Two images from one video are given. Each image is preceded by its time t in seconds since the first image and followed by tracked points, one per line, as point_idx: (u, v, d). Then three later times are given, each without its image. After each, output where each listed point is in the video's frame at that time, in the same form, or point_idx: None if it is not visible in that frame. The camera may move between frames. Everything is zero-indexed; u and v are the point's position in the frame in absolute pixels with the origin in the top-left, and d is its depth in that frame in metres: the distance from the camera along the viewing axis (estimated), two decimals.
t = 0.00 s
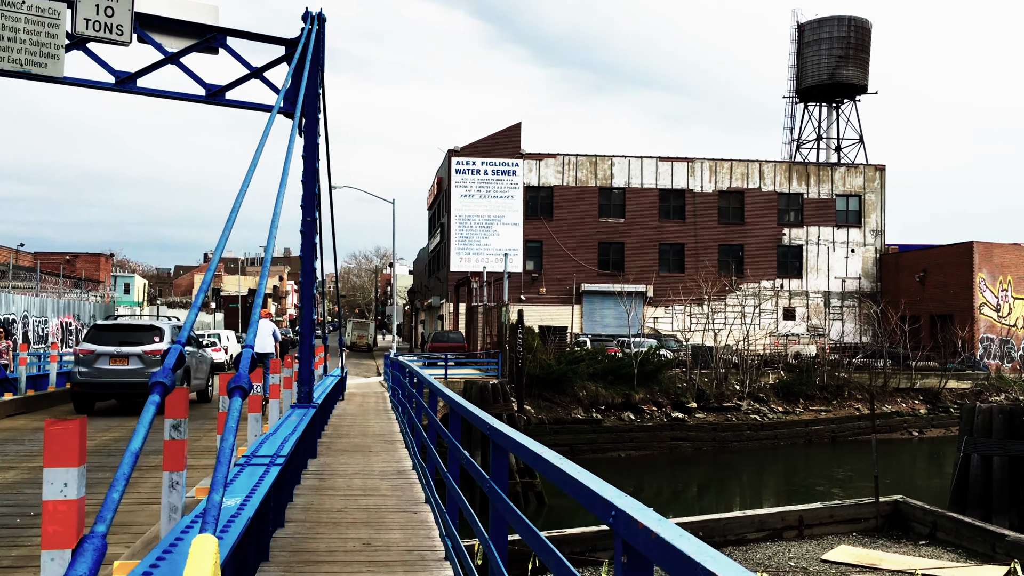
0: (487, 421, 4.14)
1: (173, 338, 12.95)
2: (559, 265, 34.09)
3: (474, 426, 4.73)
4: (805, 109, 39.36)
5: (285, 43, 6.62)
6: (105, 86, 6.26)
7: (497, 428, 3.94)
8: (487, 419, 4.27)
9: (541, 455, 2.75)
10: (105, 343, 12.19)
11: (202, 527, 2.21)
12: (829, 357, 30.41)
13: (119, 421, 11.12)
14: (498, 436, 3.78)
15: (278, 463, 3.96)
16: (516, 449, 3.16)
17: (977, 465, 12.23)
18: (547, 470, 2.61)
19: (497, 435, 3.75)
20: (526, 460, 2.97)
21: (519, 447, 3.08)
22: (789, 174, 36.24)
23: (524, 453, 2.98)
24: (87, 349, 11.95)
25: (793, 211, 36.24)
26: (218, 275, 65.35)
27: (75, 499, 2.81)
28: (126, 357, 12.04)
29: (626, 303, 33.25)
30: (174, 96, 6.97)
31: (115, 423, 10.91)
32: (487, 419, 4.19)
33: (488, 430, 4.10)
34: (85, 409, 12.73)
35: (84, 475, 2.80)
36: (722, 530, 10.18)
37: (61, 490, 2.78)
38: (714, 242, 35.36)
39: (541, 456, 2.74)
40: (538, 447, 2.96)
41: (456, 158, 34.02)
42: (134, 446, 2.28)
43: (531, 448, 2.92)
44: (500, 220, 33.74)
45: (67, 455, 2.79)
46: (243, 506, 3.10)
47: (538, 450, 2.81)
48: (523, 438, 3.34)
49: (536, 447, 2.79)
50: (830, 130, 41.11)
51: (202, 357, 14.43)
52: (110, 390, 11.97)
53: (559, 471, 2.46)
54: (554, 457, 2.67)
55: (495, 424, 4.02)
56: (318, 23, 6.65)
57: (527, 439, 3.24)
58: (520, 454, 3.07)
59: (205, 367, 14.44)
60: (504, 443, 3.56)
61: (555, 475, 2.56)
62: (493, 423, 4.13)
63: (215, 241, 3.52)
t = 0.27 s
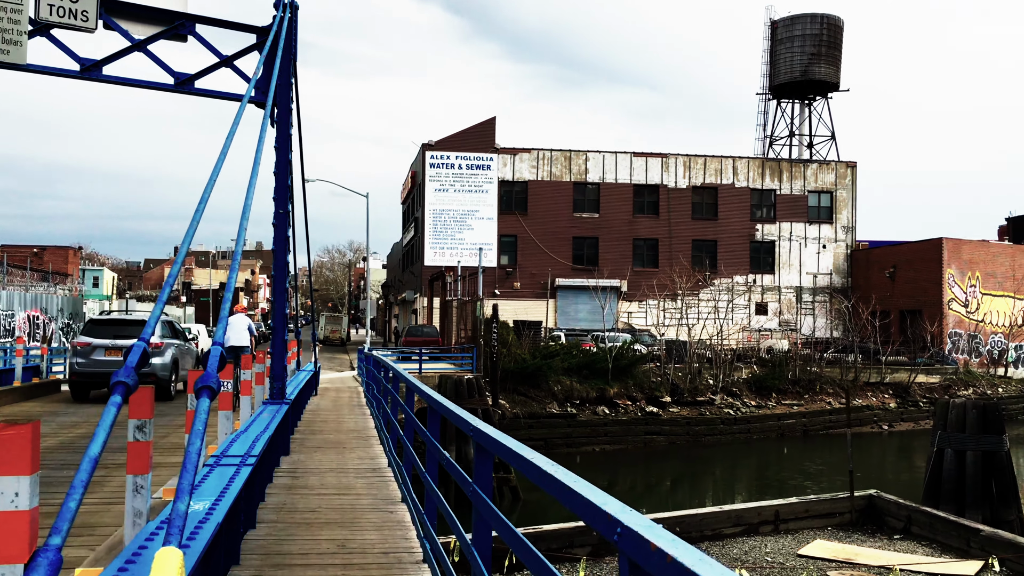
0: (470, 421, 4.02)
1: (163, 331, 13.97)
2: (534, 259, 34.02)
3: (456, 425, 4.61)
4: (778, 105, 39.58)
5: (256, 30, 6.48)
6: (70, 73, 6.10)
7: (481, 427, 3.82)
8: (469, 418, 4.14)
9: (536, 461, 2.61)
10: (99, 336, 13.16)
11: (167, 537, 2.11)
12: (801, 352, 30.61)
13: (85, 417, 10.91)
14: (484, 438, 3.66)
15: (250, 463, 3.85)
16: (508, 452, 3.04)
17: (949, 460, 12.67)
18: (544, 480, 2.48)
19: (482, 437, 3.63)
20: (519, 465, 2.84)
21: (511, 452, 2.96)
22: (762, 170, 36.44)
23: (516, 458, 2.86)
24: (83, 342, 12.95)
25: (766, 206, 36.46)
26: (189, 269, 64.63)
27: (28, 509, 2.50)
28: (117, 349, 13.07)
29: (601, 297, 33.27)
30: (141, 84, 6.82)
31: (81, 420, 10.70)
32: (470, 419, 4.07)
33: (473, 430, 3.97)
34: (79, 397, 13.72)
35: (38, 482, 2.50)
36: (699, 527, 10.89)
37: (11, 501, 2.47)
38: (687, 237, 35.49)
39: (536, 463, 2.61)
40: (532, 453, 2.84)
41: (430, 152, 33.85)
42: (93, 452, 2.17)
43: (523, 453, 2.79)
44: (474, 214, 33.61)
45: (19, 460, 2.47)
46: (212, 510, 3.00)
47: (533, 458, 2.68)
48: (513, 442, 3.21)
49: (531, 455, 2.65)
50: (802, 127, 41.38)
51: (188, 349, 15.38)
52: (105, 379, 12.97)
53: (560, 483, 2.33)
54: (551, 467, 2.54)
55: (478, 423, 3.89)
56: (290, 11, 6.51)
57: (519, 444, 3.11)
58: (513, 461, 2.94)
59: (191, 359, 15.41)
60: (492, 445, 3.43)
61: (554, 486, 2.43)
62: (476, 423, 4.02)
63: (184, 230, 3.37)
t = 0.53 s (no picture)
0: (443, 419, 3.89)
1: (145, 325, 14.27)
2: (504, 254, 33.92)
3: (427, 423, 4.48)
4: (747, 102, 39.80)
5: (222, 17, 6.31)
6: (29, 61, 5.93)
7: (455, 426, 3.69)
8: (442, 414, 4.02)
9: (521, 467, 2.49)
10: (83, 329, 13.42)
11: (121, 554, 2.01)
12: (770, 347, 30.78)
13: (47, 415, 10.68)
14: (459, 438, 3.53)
15: (215, 464, 3.72)
16: (486, 454, 2.91)
17: (919, 454, 13.12)
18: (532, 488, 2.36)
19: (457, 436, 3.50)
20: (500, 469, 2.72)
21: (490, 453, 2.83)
22: (731, 166, 36.61)
23: (498, 462, 2.74)
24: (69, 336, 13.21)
25: (735, 202, 36.66)
26: (155, 263, 63.76)
27: None
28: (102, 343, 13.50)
29: (572, 292, 33.26)
30: (101, 72, 6.64)
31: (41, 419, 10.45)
32: (443, 416, 3.95)
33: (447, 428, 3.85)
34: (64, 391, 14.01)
35: None
36: (672, 522, 11.53)
37: None
38: (657, 232, 35.60)
39: (521, 468, 2.49)
40: (514, 456, 2.71)
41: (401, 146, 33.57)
42: (41, 460, 2.05)
43: (506, 456, 2.66)
44: (445, 209, 33.43)
45: None
46: (174, 515, 2.89)
47: (515, 462, 2.56)
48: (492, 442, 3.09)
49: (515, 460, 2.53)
50: (771, 123, 41.64)
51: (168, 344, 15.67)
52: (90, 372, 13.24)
53: (549, 493, 2.21)
54: (539, 474, 2.42)
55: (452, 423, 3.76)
56: None
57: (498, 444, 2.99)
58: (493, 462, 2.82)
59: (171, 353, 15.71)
60: (467, 444, 3.31)
61: (543, 496, 2.31)
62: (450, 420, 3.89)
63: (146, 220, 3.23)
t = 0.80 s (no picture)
0: (412, 415, 3.71)
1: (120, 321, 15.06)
2: (473, 250, 33.82)
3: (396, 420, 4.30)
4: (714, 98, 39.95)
5: (184, 3, 6.13)
6: None
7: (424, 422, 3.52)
8: (411, 411, 3.83)
9: (508, 474, 2.31)
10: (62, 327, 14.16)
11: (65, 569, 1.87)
12: (737, 342, 30.90)
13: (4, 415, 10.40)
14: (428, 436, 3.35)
15: (175, 466, 3.58)
16: (462, 455, 2.74)
17: (888, 449, 13.30)
18: (519, 494, 2.19)
19: (428, 434, 3.32)
20: (480, 473, 2.55)
21: (468, 455, 2.66)
22: (698, 163, 36.77)
23: (478, 464, 2.57)
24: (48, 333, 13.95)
25: (702, 198, 36.85)
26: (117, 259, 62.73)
27: None
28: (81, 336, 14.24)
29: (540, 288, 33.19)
30: (59, 60, 6.42)
31: None
32: (412, 413, 3.77)
33: (416, 425, 3.67)
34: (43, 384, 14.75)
35: None
36: (645, 519, 11.73)
37: None
38: (625, 228, 35.64)
39: (506, 472, 2.32)
40: (495, 458, 2.54)
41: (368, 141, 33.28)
42: None
43: (486, 459, 2.49)
44: (413, 204, 33.21)
45: None
46: (128, 522, 2.74)
47: (500, 466, 2.38)
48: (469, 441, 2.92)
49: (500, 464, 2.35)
50: (737, 120, 41.88)
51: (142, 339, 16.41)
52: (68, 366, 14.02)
53: (538, 502, 2.04)
54: (521, 476, 2.28)
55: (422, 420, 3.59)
56: None
57: (475, 443, 2.82)
58: (471, 465, 2.65)
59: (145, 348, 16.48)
60: (439, 443, 3.13)
61: (531, 503, 2.13)
62: (419, 417, 3.72)
63: (100, 208, 3.06)
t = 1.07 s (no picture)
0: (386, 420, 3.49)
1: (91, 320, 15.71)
2: (439, 247, 33.66)
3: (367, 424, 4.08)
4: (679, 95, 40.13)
5: None
6: None
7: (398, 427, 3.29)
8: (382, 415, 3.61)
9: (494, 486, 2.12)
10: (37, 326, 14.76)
11: None
12: (703, 338, 31.03)
13: None
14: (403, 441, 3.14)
15: (130, 472, 3.44)
16: (441, 464, 2.53)
17: (856, 443, 13.42)
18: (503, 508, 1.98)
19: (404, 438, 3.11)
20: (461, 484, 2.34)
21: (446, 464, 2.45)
22: (663, 159, 36.93)
23: (458, 472, 2.36)
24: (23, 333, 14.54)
25: (667, 195, 36.97)
26: (77, 256, 61.63)
27: None
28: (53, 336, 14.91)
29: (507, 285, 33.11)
30: (12, 49, 6.22)
31: None
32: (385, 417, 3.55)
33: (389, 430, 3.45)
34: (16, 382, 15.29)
35: None
36: (615, 518, 11.69)
37: None
38: (591, 225, 35.68)
39: (488, 482, 2.11)
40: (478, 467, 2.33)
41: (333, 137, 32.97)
42: None
43: (467, 469, 2.28)
44: (379, 201, 32.97)
45: None
46: (78, 534, 2.61)
47: (482, 478, 2.18)
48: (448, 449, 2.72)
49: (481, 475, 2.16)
50: (702, 117, 42.12)
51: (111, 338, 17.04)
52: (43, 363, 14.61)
53: (529, 515, 1.83)
54: (491, 478, 2.17)
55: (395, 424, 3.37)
56: None
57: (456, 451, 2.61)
58: (449, 475, 2.44)
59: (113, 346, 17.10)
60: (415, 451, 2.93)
61: (517, 519, 1.93)
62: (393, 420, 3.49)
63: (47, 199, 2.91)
